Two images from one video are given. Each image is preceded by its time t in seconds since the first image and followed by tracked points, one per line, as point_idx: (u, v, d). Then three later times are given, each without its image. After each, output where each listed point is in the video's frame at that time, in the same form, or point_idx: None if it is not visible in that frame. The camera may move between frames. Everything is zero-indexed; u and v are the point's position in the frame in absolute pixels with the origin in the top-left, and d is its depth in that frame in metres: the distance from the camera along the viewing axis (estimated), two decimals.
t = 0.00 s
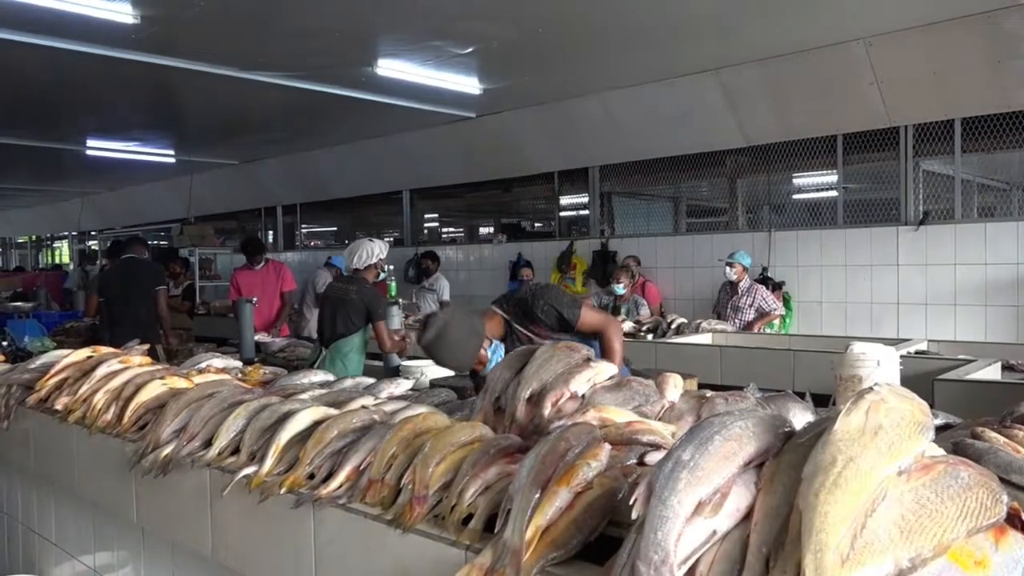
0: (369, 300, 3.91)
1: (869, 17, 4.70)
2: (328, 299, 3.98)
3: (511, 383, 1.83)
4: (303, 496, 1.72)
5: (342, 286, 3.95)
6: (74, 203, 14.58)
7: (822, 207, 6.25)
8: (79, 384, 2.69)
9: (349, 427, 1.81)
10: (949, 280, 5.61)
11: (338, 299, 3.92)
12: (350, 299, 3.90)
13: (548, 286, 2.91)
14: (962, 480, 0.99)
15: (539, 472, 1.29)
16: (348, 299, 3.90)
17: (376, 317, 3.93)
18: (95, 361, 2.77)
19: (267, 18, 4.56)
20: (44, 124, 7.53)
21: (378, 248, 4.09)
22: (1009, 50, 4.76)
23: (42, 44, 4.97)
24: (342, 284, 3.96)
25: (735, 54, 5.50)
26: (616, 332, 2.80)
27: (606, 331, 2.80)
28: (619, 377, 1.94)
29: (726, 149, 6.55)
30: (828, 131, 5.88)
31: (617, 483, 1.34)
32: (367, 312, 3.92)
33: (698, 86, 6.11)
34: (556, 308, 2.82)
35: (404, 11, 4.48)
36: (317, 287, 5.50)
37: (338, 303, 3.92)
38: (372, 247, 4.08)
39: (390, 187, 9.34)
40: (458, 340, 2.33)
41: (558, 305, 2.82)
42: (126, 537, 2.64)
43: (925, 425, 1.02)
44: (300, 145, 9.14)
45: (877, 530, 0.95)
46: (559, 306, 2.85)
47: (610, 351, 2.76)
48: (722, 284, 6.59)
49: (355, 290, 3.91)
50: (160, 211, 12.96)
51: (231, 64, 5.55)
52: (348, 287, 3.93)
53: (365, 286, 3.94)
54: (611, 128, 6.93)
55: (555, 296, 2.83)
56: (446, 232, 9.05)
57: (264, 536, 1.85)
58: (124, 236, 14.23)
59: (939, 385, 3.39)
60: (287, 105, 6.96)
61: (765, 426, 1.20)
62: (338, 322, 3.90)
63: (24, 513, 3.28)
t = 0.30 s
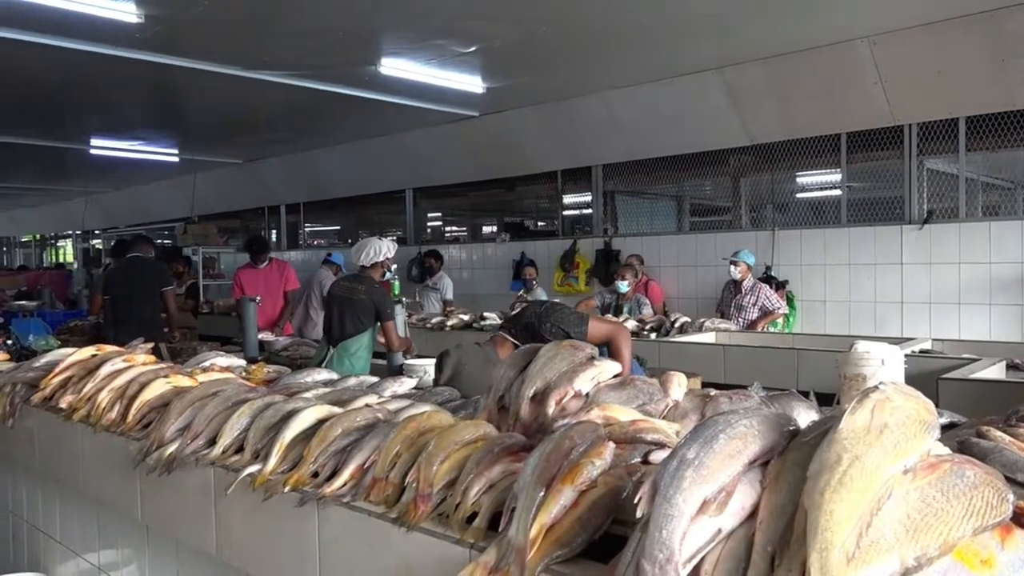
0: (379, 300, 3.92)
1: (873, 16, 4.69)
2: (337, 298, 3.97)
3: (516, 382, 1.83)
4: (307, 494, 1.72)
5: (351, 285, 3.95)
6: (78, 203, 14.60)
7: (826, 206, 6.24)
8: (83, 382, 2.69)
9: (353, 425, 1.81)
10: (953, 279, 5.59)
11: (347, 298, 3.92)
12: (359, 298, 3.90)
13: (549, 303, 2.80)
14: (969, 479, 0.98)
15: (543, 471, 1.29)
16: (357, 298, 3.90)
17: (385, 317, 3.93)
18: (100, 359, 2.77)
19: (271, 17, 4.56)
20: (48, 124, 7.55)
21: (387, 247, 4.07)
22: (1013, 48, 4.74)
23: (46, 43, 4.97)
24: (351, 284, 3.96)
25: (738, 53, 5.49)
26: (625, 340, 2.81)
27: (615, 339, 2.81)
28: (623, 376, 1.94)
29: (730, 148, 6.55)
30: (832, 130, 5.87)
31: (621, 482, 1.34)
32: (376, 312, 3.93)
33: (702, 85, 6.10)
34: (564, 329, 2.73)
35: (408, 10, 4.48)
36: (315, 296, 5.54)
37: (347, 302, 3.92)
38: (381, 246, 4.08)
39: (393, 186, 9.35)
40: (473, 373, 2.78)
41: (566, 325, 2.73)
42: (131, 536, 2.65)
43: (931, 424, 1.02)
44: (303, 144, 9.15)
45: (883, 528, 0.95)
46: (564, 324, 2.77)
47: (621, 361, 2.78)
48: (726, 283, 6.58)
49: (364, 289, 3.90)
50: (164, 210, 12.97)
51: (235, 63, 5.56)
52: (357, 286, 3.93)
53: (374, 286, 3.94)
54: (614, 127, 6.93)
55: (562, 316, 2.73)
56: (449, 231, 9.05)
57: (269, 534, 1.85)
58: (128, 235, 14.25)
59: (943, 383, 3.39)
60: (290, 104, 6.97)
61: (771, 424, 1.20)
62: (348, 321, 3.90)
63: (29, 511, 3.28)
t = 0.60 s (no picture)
0: (381, 300, 3.95)
1: (876, 13, 4.68)
2: (338, 299, 3.98)
3: (519, 382, 1.82)
4: (311, 495, 1.72)
5: (351, 286, 3.97)
6: (82, 204, 14.63)
7: (829, 204, 6.23)
8: (88, 383, 2.70)
9: (356, 426, 1.80)
10: (957, 277, 5.57)
11: (348, 299, 3.94)
12: (361, 299, 3.92)
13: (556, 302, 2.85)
14: (974, 478, 0.98)
15: (547, 472, 1.29)
16: (358, 298, 3.92)
17: (387, 317, 3.97)
18: (104, 360, 2.78)
19: (273, 18, 4.57)
20: (51, 125, 7.56)
21: (389, 246, 4.08)
22: (1017, 45, 4.73)
23: (49, 45, 4.98)
24: (351, 284, 3.97)
25: (741, 51, 5.48)
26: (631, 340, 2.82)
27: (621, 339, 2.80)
28: (627, 375, 1.94)
29: (733, 146, 6.54)
30: (836, 128, 5.85)
31: (625, 482, 1.34)
32: (379, 312, 3.96)
33: (704, 84, 6.09)
34: (571, 329, 2.77)
35: (409, 10, 4.48)
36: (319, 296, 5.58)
37: (348, 303, 3.93)
38: (384, 245, 4.08)
39: (396, 186, 9.35)
40: (480, 372, 2.71)
41: (573, 325, 2.76)
42: (135, 536, 2.65)
43: (936, 423, 1.02)
44: (306, 144, 9.16)
45: (888, 529, 0.94)
46: (571, 324, 2.80)
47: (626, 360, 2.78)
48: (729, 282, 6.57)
49: (366, 290, 3.93)
50: (167, 211, 12.99)
51: (237, 64, 5.56)
52: (358, 287, 3.95)
53: (375, 286, 3.97)
54: (617, 126, 6.92)
55: (569, 316, 2.76)
56: (452, 230, 9.05)
57: (273, 535, 1.85)
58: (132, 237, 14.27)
59: (948, 383, 3.37)
60: (293, 104, 6.97)
61: (775, 424, 1.20)
62: (352, 322, 3.92)
63: (34, 512, 3.29)
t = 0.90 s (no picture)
0: (382, 302, 3.94)
1: (893, 16, 4.64)
2: (345, 301, 4.04)
3: (532, 386, 1.82)
4: (324, 498, 1.72)
5: (356, 288, 4.00)
6: (99, 205, 14.76)
7: (846, 207, 6.17)
8: (104, 384, 2.72)
9: (369, 429, 1.81)
10: (976, 282, 5.51)
11: (353, 302, 3.99)
12: (363, 302, 3.95)
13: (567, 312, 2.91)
14: (994, 488, 0.97)
15: (560, 477, 1.28)
16: (362, 301, 3.95)
17: (390, 317, 3.95)
18: (120, 361, 2.80)
19: (289, 21, 4.59)
20: (70, 128, 7.64)
21: (400, 250, 4.11)
22: None
23: (68, 49, 5.04)
24: (356, 287, 4.01)
25: (757, 54, 5.45)
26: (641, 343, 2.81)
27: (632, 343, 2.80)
28: (640, 380, 1.94)
29: (748, 150, 6.51)
30: (853, 131, 5.81)
31: (640, 487, 1.33)
32: (381, 314, 3.95)
33: (720, 86, 6.06)
34: (581, 336, 2.82)
35: (424, 13, 4.49)
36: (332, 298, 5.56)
37: (353, 306, 3.98)
38: (394, 248, 4.10)
39: (411, 188, 9.37)
40: (492, 386, 2.71)
41: (583, 333, 2.82)
42: (149, 537, 2.66)
43: (956, 431, 1.00)
44: (321, 147, 9.20)
45: (907, 537, 0.93)
46: (582, 332, 2.85)
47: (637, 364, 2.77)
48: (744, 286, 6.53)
49: (368, 292, 3.94)
50: (184, 213, 13.09)
51: (253, 67, 5.60)
52: (362, 289, 3.97)
53: (378, 288, 3.96)
54: (631, 129, 6.90)
55: (579, 324, 2.83)
56: (467, 233, 9.05)
57: (286, 537, 1.86)
58: (149, 238, 14.39)
59: (967, 389, 3.33)
60: (308, 107, 7.00)
61: (791, 431, 1.18)
62: (355, 325, 3.97)
63: (51, 511, 3.32)
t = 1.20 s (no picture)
0: (392, 301, 3.92)
1: (915, 16, 4.58)
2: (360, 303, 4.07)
3: (550, 391, 1.81)
4: (341, 501, 1.72)
5: (370, 290, 4.03)
6: (121, 208, 14.93)
7: (867, 209, 6.11)
8: (125, 386, 2.75)
9: (387, 432, 1.81)
10: (1000, 284, 5.43)
11: (367, 304, 4.01)
12: (375, 303, 3.97)
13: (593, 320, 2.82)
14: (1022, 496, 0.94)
15: (578, 481, 1.28)
16: (375, 303, 3.97)
17: (395, 316, 3.90)
18: (140, 363, 2.82)
19: (308, 24, 4.62)
20: (93, 131, 7.73)
21: (417, 253, 4.10)
22: None
23: (91, 53, 5.10)
24: (371, 288, 4.04)
25: (777, 54, 5.41)
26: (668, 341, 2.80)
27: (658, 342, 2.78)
28: (659, 384, 1.92)
29: (768, 151, 6.46)
30: (874, 132, 5.75)
31: (658, 493, 1.33)
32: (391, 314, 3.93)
33: (739, 88, 6.02)
34: (609, 341, 2.71)
35: (442, 16, 4.49)
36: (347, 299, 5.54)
37: (367, 308, 4.01)
38: (413, 250, 4.11)
39: (429, 191, 9.40)
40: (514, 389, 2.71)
41: (612, 337, 2.71)
42: (169, 537, 2.68)
43: (981, 438, 0.99)
44: (339, 150, 9.25)
45: (931, 547, 0.91)
46: (610, 337, 2.73)
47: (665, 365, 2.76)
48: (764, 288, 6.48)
49: (381, 293, 3.97)
50: (204, 215, 13.21)
51: (272, 71, 5.64)
52: (375, 290, 4.00)
53: (391, 289, 3.98)
54: (649, 131, 6.87)
55: (606, 328, 2.73)
56: (484, 235, 9.06)
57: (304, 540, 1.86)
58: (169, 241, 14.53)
59: (992, 393, 3.28)
60: (326, 110, 7.04)
61: (812, 437, 1.17)
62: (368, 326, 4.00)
63: (73, 511, 3.36)
